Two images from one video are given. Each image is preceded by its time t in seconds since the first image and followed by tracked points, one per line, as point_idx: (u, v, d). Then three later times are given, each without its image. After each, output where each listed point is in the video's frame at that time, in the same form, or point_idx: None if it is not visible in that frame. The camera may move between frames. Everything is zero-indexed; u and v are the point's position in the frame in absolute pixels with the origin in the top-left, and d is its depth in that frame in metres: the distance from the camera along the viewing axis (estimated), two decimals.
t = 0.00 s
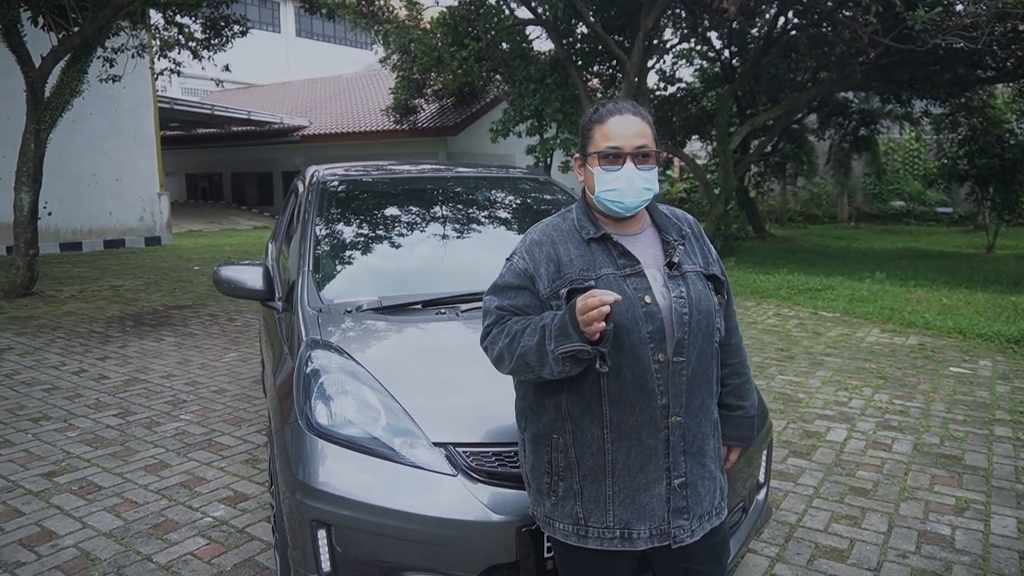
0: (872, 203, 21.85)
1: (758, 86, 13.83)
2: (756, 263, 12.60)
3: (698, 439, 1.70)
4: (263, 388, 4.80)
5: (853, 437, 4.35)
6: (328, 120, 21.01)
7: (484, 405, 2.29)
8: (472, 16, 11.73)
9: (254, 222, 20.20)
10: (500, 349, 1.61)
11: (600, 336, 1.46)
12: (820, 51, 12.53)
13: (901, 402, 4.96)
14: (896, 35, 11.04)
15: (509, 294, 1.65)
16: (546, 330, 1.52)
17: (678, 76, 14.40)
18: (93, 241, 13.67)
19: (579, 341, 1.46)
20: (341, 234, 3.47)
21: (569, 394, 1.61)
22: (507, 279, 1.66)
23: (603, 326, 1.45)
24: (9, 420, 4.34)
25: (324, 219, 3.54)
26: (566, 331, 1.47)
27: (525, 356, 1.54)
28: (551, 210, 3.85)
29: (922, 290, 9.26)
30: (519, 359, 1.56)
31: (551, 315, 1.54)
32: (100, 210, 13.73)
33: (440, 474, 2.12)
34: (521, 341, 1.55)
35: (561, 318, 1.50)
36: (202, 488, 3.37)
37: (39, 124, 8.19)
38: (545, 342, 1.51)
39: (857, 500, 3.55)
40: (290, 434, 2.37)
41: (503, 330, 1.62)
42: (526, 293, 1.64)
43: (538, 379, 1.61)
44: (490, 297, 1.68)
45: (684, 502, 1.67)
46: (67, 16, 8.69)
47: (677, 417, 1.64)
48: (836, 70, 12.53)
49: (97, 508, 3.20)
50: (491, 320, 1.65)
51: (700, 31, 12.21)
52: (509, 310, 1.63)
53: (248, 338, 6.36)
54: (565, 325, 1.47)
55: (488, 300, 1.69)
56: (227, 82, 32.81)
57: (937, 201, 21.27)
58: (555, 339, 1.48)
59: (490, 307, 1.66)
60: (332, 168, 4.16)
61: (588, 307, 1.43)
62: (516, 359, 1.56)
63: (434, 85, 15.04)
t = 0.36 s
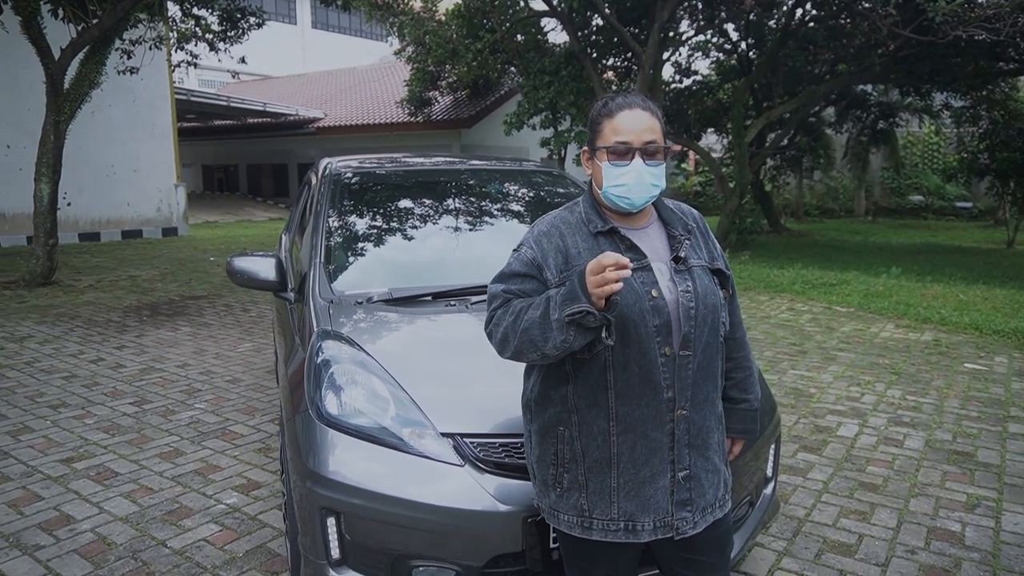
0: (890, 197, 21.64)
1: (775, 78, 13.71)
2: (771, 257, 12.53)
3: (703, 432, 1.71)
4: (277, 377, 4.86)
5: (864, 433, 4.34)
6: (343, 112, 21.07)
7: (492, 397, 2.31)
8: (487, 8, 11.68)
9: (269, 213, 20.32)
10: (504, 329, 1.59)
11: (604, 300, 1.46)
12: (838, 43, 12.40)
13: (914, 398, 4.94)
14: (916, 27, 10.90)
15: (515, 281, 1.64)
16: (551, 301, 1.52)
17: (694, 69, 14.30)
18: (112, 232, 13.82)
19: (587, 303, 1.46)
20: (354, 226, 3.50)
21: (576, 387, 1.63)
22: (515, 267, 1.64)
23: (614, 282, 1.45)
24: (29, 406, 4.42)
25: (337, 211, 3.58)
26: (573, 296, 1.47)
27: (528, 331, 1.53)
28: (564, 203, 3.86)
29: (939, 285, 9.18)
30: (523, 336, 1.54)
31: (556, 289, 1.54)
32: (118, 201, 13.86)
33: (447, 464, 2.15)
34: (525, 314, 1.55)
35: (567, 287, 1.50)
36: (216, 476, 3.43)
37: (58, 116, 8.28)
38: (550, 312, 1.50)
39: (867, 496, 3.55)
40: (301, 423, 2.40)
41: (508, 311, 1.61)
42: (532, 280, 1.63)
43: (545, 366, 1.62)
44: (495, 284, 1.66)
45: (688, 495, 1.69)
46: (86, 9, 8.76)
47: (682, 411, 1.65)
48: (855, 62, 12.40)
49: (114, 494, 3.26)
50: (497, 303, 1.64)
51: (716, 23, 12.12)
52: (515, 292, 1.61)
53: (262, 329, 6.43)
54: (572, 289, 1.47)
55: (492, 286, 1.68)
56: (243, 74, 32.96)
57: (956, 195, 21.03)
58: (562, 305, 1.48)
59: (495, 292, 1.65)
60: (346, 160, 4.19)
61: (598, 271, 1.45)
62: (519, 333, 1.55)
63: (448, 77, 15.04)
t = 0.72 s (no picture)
0: (903, 191, 21.48)
1: (788, 71, 13.62)
2: (782, 251, 12.49)
3: (701, 428, 1.72)
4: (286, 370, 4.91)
5: (871, 428, 4.34)
6: (354, 106, 21.11)
7: (496, 391, 2.33)
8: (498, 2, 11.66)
9: (281, 207, 20.42)
10: (499, 327, 1.62)
11: (582, 294, 1.48)
12: (851, 36, 12.31)
13: (922, 394, 4.93)
14: (931, 20, 10.80)
15: (512, 279, 1.67)
16: (537, 300, 1.55)
17: (706, 62, 14.22)
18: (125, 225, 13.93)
19: (566, 301, 1.49)
20: (362, 220, 3.53)
21: (573, 382, 1.65)
22: (510, 264, 1.67)
23: (592, 282, 1.47)
24: (42, 397, 4.49)
25: (345, 206, 3.61)
26: (554, 293, 1.51)
27: (519, 329, 1.56)
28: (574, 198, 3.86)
29: (951, 280, 9.12)
30: (515, 335, 1.58)
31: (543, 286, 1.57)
32: (132, 194, 13.98)
33: (449, 457, 2.18)
34: (517, 312, 1.58)
35: (551, 285, 1.54)
36: (225, 467, 3.47)
37: (72, 110, 8.36)
38: (536, 310, 1.54)
39: (872, 491, 3.55)
40: (306, 415, 2.44)
41: (502, 309, 1.64)
42: (527, 279, 1.66)
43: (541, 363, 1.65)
44: (493, 283, 1.70)
45: (686, 490, 1.70)
46: (99, 3, 8.82)
47: (680, 406, 1.67)
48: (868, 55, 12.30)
49: (125, 483, 3.32)
50: (493, 302, 1.67)
51: (729, 15, 12.06)
52: (510, 290, 1.65)
53: (272, 322, 6.48)
54: (553, 286, 1.52)
55: (491, 285, 1.72)
56: (255, 67, 33.08)
57: (971, 188, 20.84)
58: (544, 300, 1.52)
59: (493, 290, 1.69)
60: (356, 154, 4.22)
61: (578, 266, 1.48)
62: (509, 325, 1.59)
63: (459, 71, 15.04)
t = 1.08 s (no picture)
0: (918, 187, 21.30)
1: (800, 67, 13.52)
2: (794, 249, 12.40)
3: (696, 427, 1.73)
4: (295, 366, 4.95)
5: (879, 427, 4.32)
6: (366, 103, 21.18)
7: (498, 388, 2.35)
8: None
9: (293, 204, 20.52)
10: (490, 333, 1.73)
11: (580, 326, 1.55)
12: (865, 32, 12.22)
13: (931, 393, 4.90)
14: (946, 15, 10.69)
15: (502, 285, 1.79)
16: (527, 316, 1.63)
17: (718, 58, 14.15)
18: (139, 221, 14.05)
19: (562, 330, 1.56)
20: (370, 218, 3.56)
21: (563, 383, 1.71)
22: (502, 272, 1.79)
23: (589, 318, 1.54)
24: (56, 392, 4.56)
25: (354, 204, 3.64)
26: (549, 319, 1.57)
27: (508, 338, 1.66)
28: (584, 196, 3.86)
29: (964, 278, 9.04)
30: (505, 344, 1.68)
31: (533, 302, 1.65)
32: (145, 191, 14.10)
33: (450, 454, 2.20)
34: (506, 324, 1.68)
35: (545, 306, 1.60)
36: (233, 462, 3.52)
37: (86, 109, 8.44)
38: (526, 326, 1.62)
39: (877, 490, 3.55)
40: (310, 411, 2.48)
41: (493, 317, 1.76)
42: (515, 285, 1.77)
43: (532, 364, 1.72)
44: (486, 286, 1.82)
45: (682, 490, 1.72)
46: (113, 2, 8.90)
47: (670, 406, 1.69)
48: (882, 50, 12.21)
49: (136, 477, 3.37)
50: (485, 308, 1.79)
51: (741, 11, 11.98)
52: (500, 297, 1.77)
53: (282, 319, 6.53)
54: (548, 313, 1.57)
55: (484, 289, 1.83)
56: (267, 65, 33.22)
57: (987, 185, 20.63)
58: (537, 327, 1.59)
59: (484, 295, 1.81)
60: (367, 152, 4.25)
61: (577, 300, 1.54)
62: (500, 334, 1.69)
63: (470, 68, 15.05)
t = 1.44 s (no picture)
0: (933, 185, 21.10)
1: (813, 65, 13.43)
2: (806, 248, 12.33)
3: (686, 426, 1.76)
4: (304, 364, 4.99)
5: (887, 427, 4.30)
6: (378, 101, 21.25)
7: (500, 386, 2.37)
8: None
9: (305, 202, 20.61)
10: (486, 336, 1.82)
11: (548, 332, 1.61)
12: (879, 28, 12.12)
13: (941, 393, 4.87)
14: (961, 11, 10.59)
15: (497, 287, 1.86)
16: (508, 330, 1.70)
17: (730, 55, 14.08)
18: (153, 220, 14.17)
19: (535, 340, 1.63)
20: (378, 216, 3.58)
21: (556, 381, 1.77)
22: (496, 275, 1.87)
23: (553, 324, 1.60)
24: (68, 388, 4.62)
25: (362, 201, 3.67)
26: (521, 332, 1.64)
27: (499, 350, 1.74)
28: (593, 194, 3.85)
29: (978, 277, 8.96)
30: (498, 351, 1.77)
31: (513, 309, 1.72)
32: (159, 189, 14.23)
33: (451, 451, 2.22)
34: (493, 334, 1.76)
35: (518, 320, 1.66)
36: (241, 458, 3.55)
37: (100, 108, 8.52)
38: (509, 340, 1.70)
39: (884, 490, 3.53)
40: (313, 408, 2.51)
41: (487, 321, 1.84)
42: (510, 285, 1.84)
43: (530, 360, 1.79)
44: (483, 287, 1.90)
45: (674, 489, 1.74)
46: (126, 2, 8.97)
47: (658, 404, 1.72)
48: (896, 47, 12.11)
49: (145, 473, 3.41)
50: (481, 312, 1.88)
51: (753, 8, 11.92)
52: (492, 301, 1.85)
53: (292, 317, 6.58)
54: (519, 325, 1.65)
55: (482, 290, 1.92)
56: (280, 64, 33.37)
57: (1004, 182, 20.39)
58: (513, 338, 1.67)
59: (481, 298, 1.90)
60: (377, 150, 4.27)
61: (538, 312, 1.59)
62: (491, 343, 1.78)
63: (481, 66, 15.08)
